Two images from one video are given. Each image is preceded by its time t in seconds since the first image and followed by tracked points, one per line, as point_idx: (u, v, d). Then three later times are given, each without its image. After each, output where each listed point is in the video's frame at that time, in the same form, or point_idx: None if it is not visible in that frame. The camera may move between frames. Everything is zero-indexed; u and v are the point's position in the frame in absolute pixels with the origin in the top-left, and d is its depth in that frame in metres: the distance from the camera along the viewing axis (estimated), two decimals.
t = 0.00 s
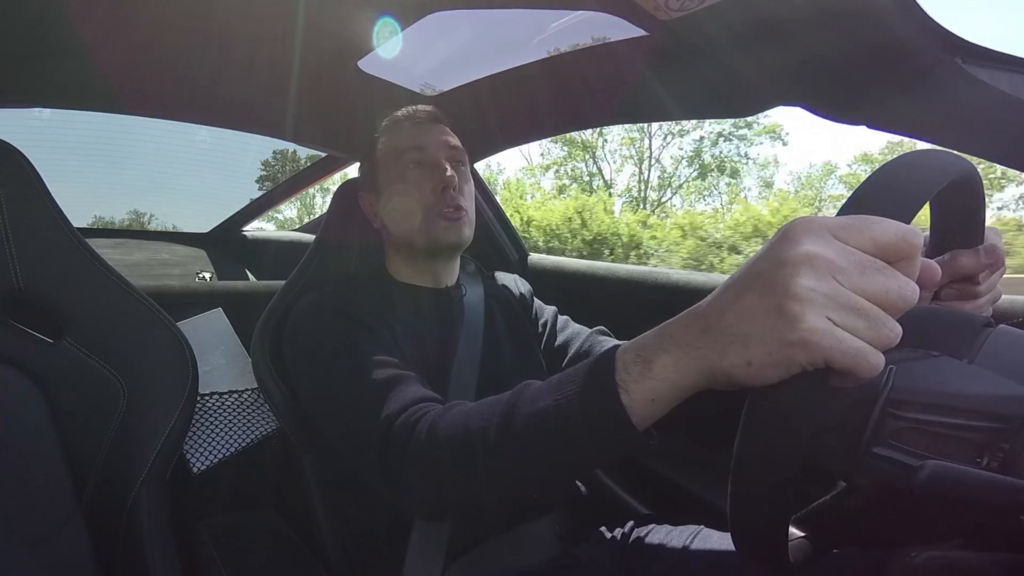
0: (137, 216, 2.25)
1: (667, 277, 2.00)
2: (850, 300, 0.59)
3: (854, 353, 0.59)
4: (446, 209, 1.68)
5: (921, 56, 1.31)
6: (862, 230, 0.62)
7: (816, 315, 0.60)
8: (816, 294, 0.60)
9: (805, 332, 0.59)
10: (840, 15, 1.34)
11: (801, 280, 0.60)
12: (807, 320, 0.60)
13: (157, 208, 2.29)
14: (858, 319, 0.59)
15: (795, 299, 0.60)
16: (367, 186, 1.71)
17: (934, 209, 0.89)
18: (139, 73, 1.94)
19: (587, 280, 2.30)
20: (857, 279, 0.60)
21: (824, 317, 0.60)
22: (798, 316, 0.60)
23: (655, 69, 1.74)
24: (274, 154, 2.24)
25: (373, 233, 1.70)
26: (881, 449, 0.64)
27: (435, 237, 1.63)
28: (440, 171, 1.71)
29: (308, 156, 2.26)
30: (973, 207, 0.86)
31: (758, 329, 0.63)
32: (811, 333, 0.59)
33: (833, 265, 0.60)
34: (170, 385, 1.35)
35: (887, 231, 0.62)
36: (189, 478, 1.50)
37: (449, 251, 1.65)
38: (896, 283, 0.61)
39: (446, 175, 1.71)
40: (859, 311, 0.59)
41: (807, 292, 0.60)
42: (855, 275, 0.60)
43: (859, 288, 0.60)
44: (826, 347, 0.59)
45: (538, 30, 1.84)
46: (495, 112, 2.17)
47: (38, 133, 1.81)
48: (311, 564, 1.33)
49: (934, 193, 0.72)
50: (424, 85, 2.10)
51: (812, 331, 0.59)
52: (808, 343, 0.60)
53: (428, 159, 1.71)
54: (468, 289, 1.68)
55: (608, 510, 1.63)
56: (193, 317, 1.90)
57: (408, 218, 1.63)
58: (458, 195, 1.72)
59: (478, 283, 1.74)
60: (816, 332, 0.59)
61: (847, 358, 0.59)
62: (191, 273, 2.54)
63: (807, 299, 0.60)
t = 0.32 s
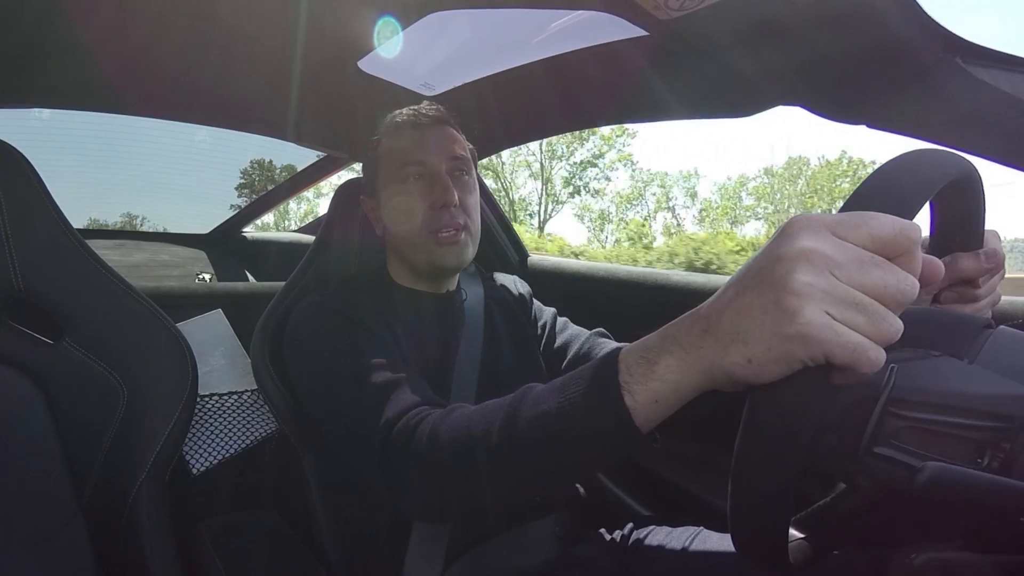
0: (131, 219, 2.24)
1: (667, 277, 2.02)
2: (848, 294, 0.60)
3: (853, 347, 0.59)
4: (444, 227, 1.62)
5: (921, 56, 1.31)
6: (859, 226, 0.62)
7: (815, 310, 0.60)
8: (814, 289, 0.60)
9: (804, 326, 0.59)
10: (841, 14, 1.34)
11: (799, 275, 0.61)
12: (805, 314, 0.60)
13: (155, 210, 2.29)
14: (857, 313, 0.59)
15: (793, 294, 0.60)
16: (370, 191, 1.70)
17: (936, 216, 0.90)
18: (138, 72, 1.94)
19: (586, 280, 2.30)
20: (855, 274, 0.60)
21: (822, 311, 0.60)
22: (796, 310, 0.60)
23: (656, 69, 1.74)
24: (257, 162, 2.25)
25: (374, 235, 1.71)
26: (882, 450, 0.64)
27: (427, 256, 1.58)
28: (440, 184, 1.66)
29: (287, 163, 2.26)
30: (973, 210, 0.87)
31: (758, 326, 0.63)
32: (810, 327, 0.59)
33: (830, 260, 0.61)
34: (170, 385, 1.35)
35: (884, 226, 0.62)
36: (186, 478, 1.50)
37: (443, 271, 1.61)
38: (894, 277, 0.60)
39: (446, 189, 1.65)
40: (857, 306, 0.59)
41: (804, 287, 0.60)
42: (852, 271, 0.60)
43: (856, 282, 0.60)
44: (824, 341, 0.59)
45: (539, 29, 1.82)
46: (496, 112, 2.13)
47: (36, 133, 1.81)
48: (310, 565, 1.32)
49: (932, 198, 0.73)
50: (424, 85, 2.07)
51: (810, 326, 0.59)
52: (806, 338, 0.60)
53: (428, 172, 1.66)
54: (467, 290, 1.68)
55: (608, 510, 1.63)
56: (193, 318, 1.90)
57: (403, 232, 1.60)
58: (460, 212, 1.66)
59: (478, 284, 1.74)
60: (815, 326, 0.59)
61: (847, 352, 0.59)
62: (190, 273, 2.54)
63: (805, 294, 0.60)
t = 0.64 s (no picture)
0: (124, 219, 2.23)
1: (667, 278, 2.03)
2: (845, 296, 0.60)
3: (850, 349, 0.59)
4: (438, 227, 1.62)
5: (921, 57, 1.31)
6: (856, 228, 0.62)
7: (811, 312, 0.60)
8: (811, 291, 0.60)
9: (801, 328, 0.60)
10: (841, 17, 1.34)
11: (795, 277, 0.61)
12: (802, 316, 0.60)
13: (154, 207, 2.29)
14: (854, 315, 0.60)
15: (790, 296, 0.61)
16: (364, 194, 1.71)
17: (936, 219, 0.90)
18: (138, 72, 1.94)
19: (586, 281, 2.30)
20: (852, 276, 0.60)
21: (819, 313, 0.60)
22: (794, 312, 0.60)
23: (656, 71, 1.74)
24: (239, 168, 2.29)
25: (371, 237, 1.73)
26: (883, 449, 0.64)
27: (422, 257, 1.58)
28: (433, 183, 1.66)
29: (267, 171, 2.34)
30: (974, 213, 0.87)
31: (755, 328, 0.63)
32: (807, 329, 0.60)
33: (827, 263, 0.61)
34: (170, 386, 1.35)
35: (881, 228, 0.62)
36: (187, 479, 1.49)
37: (439, 271, 1.61)
38: (892, 279, 0.60)
39: (439, 188, 1.66)
40: (855, 307, 0.60)
41: (801, 289, 0.60)
42: (849, 273, 0.60)
43: (853, 284, 0.60)
44: (821, 343, 0.59)
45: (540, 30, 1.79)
46: (494, 112, 2.17)
47: (37, 133, 1.83)
48: (311, 565, 1.32)
49: (932, 200, 0.73)
50: (424, 86, 2.10)
51: (808, 328, 0.59)
52: (804, 340, 0.60)
53: (421, 172, 1.66)
54: (467, 290, 1.69)
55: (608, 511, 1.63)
56: (193, 318, 1.89)
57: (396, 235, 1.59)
58: (452, 210, 1.66)
59: (478, 284, 1.75)
60: (812, 328, 0.59)
61: (845, 353, 0.59)
62: (190, 274, 2.54)
63: (801, 297, 0.60)
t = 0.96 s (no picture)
0: (120, 224, 2.24)
1: (667, 278, 2.03)
2: (846, 295, 0.60)
3: (851, 347, 0.59)
4: (436, 213, 1.66)
5: (921, 56, 1.31)
6: (858, 227, 0.62)
7: (813, 310, 0.60)
8: (813, 290, 0.60)
9: (802, 326, 0.60)
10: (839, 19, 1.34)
11: (797, 275, 0.61)
12: (804, 314, 0.60)
13: (154, 211, 2.29)
14: (856, 314, 0.60)
15: (792, 294, 0.61)
16: (362, 193, 1.72)
17: (936, 217, 0.90)
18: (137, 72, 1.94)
19: (586, 281, 2.31)
20: (853, 274, 0.60)
21: (820, 312, 0.60)
22: (795, 311, 0.60)
23: (654, 72, 1.74)
24: (224, 179, 2.32)
25: (369, 237, 1.73)
26: (882, 449, 0.64)
27: (422, 243, 1.61)
28: (427, 172, 1.70)
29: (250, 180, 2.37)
30: (974, 211, 0.88)
31: (756, 326, 0.63)
32: (808, 327, 0.59)
33: (829, 261, 0.61)
34: (170, 385, 1.35)
35: (882, 227, 0.62)
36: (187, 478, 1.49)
37: (440, 256, 1.63)
38: (893, 278, 0.61)
39: (434, 176, 1.69)
40: (856, 306, 0.60)
41: (803, 287, 0.60)
42: (851, 272, 0.60)
43: (855, 283, 0.60)
44: (822, 341, 0.59)
45: (539, 31, 1.79)
46: (492, 112, 2.18)
47: (39, 133, 1.81)
48: (311, 563, 1.33)
49: (931, 200, 0.73)
50: (424, 85, 2.10)
51: (808, 326, 0.59)
52: (804, 338, 0.60)
53: (415, 162, 1.71)
54: (467, 290, 1.69)
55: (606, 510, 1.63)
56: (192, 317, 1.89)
57: (395, 224, 1.63)
58: (448, 197, 1.69)
59: (477, 284, 1.75)
60: (813, 326, 0.59)
61: (846, 352, 0.59)
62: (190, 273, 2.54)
63: (803, 295, 0.60)
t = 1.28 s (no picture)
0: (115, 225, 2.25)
1: (667, 279, 2.03)
2: (840, 302, 0.60)
3: (845, 355, 0.59)
4: (446, 211, 1.66)
5: (921, 57, 1.31)
6: (852, 233, 0.62)
7: (806, 318, 0.60)
8: (807, 298, 0.60)
9: (795, 334, 0.59)
10: (839, 18, 1.33)
11: (790, 283, 0.61)
12: (797, 322, 0.60)
13: (151, 209, 2.29)
14: (850, 321, 0.59)
15: (785, 302, 0.60)
16: (365, 191, 1.71)
17: (936, 217, 0.90)
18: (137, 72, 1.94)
19: (585, 281, 2.31)
20: (847, 281, 0.60)
21: (814, 320, 0.60)
22: (788, 319, 0.60)
23: (652, 72, 1.74)
24: (209, 184, 2.31)
25: (372, 235, 1.72)
26: (881, 452, 0.64)
27: (432, 240, 1.61)
28: (439, 172, 1.71)
29: (234, 185, 2.37)
30: (973, 209, 0.87)
31: (750, 334, 0.63)
32: (801, 335, 0.59)
33: (823, 269, 0.61)
34: (170, 385, 1.35)
35: (876, 233, 0.62)
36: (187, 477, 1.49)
37: (450, 254, 1.63)
38: (887, 284, 0.60)
39: (444, 176, 1.70)
40: (850, 314, 0.59)
41: (796, 295, 0.60)
42: (846, 279, 0.60)
43: (849, 289, 0.60)
44: (817, 349, 0.59)
45: (538, 31, 1.78)
46: (490, 113, 2.18)
47: (40, 134, 1.82)
48: (311, 564, 1.33)
49: (928, 202, 0.72)
50: (424, 86, 2.09)
51: (802, 334, 0.59)
52: (798, 345, 0.60)
53: (425, 161, 1.71)
54: (467, 290, 1.69)
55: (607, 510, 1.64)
56: (192, 318, 1.89)
57: (405, 221, 1.63)
58: (459, 196, 1.70)
59: (478, 284, 1.75)
60: (806, 334, 0.59)
61: (841, 360, 0.59)
62: (190, 273, 2.54)
63: (797, 303, 0.60)
